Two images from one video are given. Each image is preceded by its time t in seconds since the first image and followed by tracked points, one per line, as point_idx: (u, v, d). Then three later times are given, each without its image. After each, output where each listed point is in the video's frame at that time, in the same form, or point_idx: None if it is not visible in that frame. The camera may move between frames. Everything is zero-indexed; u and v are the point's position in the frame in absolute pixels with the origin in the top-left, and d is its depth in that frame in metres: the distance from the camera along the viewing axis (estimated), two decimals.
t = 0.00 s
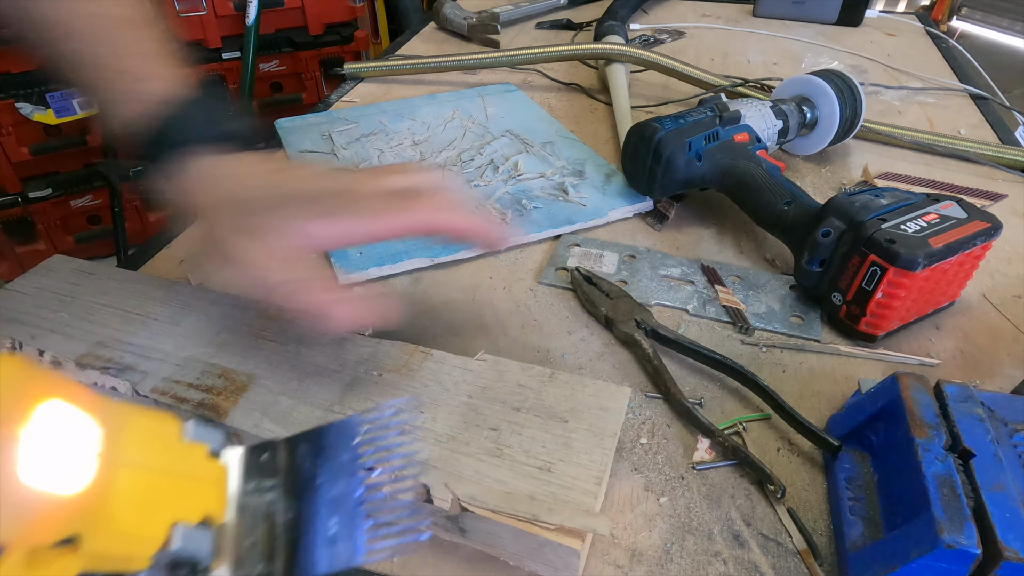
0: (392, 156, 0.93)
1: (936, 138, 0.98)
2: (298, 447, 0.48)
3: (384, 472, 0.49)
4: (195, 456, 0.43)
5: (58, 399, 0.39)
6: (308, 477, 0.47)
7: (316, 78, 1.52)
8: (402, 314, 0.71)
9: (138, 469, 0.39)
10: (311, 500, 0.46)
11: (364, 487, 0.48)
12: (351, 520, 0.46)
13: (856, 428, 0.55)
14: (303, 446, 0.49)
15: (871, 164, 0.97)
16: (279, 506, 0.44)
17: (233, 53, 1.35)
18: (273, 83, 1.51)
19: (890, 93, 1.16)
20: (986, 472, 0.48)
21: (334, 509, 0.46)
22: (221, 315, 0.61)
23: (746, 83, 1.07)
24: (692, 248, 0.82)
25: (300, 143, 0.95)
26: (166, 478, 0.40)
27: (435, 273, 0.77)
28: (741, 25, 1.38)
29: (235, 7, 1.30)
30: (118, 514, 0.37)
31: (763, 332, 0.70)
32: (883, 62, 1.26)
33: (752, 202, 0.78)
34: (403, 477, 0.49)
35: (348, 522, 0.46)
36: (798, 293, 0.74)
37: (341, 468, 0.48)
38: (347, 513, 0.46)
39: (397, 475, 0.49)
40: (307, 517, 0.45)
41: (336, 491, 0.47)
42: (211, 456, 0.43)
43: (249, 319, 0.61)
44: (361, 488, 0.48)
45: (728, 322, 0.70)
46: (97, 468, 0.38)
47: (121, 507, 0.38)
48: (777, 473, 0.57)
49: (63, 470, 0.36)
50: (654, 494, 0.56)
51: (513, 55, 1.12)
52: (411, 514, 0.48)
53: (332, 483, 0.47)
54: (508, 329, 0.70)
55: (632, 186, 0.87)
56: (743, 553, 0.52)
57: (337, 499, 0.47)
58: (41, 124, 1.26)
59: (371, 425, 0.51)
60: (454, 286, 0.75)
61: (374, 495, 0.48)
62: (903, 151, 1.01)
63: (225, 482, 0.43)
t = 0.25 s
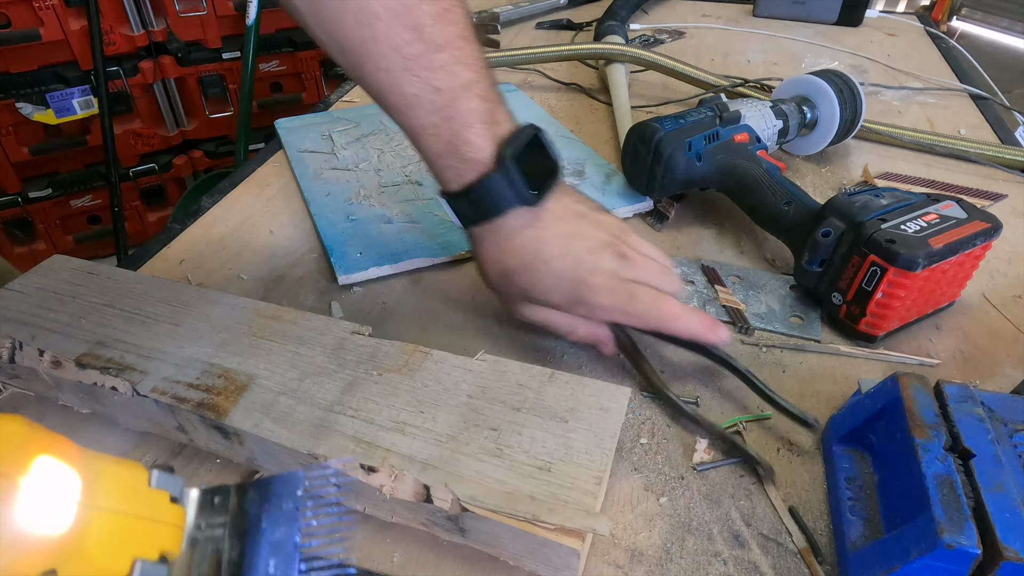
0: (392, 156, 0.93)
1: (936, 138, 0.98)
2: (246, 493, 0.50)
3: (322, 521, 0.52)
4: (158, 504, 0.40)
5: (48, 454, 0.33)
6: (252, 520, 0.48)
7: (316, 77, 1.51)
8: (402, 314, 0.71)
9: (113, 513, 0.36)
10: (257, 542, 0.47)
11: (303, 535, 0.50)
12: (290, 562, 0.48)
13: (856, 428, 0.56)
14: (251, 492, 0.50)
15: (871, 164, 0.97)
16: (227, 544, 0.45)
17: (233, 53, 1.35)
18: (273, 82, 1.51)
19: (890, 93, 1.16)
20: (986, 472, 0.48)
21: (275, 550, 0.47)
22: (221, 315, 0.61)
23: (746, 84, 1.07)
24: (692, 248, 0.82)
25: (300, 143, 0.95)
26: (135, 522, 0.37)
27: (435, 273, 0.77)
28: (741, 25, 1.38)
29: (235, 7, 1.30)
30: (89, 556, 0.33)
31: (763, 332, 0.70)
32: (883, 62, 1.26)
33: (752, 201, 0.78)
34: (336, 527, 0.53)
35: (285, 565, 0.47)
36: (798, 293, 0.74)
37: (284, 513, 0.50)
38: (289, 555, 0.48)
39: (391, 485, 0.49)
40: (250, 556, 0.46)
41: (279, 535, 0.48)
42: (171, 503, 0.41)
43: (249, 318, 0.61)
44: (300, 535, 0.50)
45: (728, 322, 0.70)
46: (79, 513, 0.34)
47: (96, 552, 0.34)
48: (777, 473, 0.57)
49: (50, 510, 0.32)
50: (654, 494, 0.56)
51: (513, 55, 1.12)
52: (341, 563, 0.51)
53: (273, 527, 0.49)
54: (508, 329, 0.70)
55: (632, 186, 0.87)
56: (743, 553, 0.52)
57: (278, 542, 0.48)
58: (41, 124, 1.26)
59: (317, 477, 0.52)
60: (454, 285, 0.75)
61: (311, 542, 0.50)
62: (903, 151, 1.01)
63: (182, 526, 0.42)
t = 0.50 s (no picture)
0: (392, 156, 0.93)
1: (936, 138, 0.98)
2: (297, 450, 0.45)
3: (372, 481, 0.46)
4: (216, 468, 0.39)
5: (112, 432, 0.32)
6: (305, 478, 0.44)
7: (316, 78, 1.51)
8: (402, 314, 0.71)
9: (169, 481, 0.34)
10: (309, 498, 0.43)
11: (355, 493, 0.45)
12: (343, 520, 0.43)
13: (856, 428, 0.56)
14: (301, 450, 0.46)
15: (871, 164, 0.97)
16: (281, 500, 0.41)
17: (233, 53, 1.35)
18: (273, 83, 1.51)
19: (890, 93, 1.16)
20: (986, 472, 0.48)
21: (327, 509, 0.43)
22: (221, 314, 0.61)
23: (746, 83, 1.07)
24: (692, 248, 0.82)
25: (300, 143, 0.95)
26: (193, 489, 0.36)
27: (435, 273, 0.77)
28: (741, 25, 1.38)
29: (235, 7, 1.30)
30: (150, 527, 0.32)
31: (763, 332, 0.70)
32: (883, 62, 1.26)
33: (752, 201, 0.78)
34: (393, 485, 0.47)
35: (338, 522, 0.43)
36: (798, 293, 0.74)
37: (335, 472, 0.45)
38: (343, 513, 0.43)
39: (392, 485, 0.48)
40: (305, 512, 0.42)
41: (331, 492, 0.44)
42: (227, 467, 0.40)
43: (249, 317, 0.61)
44: (352, 492, 0.45)
45: (728, 322, 0.70)
46: (144, 484, 0.32)
47: (157, 519, 0.33)
48: (777, 473, 0.57)
49: (117, 484, 0.31)
50: (655, 494, 0.56)
51: (513, 55, 1.12)
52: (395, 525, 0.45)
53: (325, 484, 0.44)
54: (509, 329, 0.70)
55: (632, 186, 0.87)
56: (743, 553, 0.52)
57: (330, 500, 0.44)
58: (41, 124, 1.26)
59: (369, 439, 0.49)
60: (454, 285, 0.75)
61: (364, 500, 0.45)
62: (903, 151, 1.01)
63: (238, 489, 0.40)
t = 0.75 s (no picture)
0: (392, 156, 0.93)
1: (936, 138, 0.98)
2: (394, 469, 0.45)
3: (480, 492, 0.47)
4: (323, 488, 0.36)
5: (224, 450, 0.28)
6: (407, 495, 0.44)
7: (316, 77, 1.51)
8: (402, 314, 0.71)
9: (282, 503, 0.32)
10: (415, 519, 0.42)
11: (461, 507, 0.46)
12: (454, 537, 0.44)
13: (856, 428, 0.56)
14: (398, 467, 0.46)
15: (871, 164, 0.97)
16: (384, 522, 0.41)
17: (233, 53, 1.35)
18: (273, 82, 1.51)
19: (890, 93, 1.16)
20: (987, 473, 0.48)
21: (435, 526, 0.43)
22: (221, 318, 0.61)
23: (746, 84, 1.07)
24: (692, 248, 0.82)
25: (300, 142, 0.95)
26: (304, 512, 0.33)
27: (435, 273, 0.77)
28: (741, 25, 1.38)
29: (235, 7, 1.30)
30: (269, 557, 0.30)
31: (763, 332, 0.70)
32: (883, 62, 1.26)
33: (752, 201, 0.78)
34: (500, 497, 0.48)
35: (451, 538, 0.44)
36: (798, 293, 0.74)
37: (439, 488, 0.45)
38: (451, 530, 0.44)
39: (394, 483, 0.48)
40: (411, 531, 0.42)
41: (435, 510, 0.44)
42: (332, 486, 0.37)
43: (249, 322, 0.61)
44: (459, 507, 0.46)
45: (727, 322, 0.71)
46: (257, 509, 0.29)
47: (275, 549, 0.30)
48: (777, 473, 0.57)
49: (235, 509, 0.27)
50: (655, 493, 0.56)
51: (513, 55, 1.12)
52: (511, 535, 0.47)
53: (430, 501, 0.44)
54: (509, 329, 0.70)
55: (632, 186, 0.87)
56: (743, 553, 0.52)
57: (438, 517, 0.44)
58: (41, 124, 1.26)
59: (464, 451, 0.50)
60: (454, 286, 0.75)
61: (472, 514, 0.46)
62: (903, 151, 1.01)
63: (346, 508, 0.38)
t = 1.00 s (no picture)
0: (392, 156, 0.93)
1: (936, 138, 0.98)
2: (420, 464, 0.52)
3: (508, 485, 0.53)
4: (348, 493, 0.43)
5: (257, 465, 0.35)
6: (434, 489, 0.51)
7: (316, 77, 1.51)
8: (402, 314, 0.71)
9: (315, 513, 0.38)
10: (444, 509, 0.50)
11: (491, 501, 0.52)
12: (486, 528, 0.51)
13: (856, 428, 0.56)
14: (421, 463, 0.52)
15: (871, 164, 0.97)
16: (409, 518, 0.49)
17: (233, 53, 1.35)
18: (273, 83, 1.51)
19: (890, 93, 1.16)
20: (987, 472, 0.48)
21: (463, 519, 0.51)
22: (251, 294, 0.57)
23: (746, 84, 1.07)
24: (692, 248, 0.82)
25: (300, 142, 0.95)
26: (335, 516, 0.40)
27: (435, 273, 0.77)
28: (741, 25, 1.38)
29: (235, 7, 1.30)
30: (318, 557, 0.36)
31: (763, 332, 0.70)
32: (883, 62, 1.26)
33: (752, 201, 0.78)
34: (528, 489, 0.54)
35: (480, 529, 0.51)
36: (798, 293, 0.74)
37: (464, 482, 0.52)
38: (482, 522, 0.51)
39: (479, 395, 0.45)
40: (438, 523, 0.50)
41: (461, 504, 0.51)
42: (360, 492, 0.44)
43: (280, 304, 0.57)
44: (487, 501, 0.52)
45: (727, 322, 0.71)
46: (293, 518, 0.35)
47: (318, 551, 0.36)
48: (776, 473, 0.57)
49: (272, 520, 0.33)
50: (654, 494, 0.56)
51: (513, 55, 1.12)
52: (544, 525, 0.53)
53: (456, 497, 0.52)
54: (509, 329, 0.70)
55: (632, 186, 0.87)
56: (743, 553, 0.52)
57: (466, 511, 0.51)
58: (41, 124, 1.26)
59: (500, 453, 0.52)
60: (454, 286, 0.75)
61: (504, 507, 0.52)
62: (903, 151, 1.01)
63: (373, 510, 0.46)
